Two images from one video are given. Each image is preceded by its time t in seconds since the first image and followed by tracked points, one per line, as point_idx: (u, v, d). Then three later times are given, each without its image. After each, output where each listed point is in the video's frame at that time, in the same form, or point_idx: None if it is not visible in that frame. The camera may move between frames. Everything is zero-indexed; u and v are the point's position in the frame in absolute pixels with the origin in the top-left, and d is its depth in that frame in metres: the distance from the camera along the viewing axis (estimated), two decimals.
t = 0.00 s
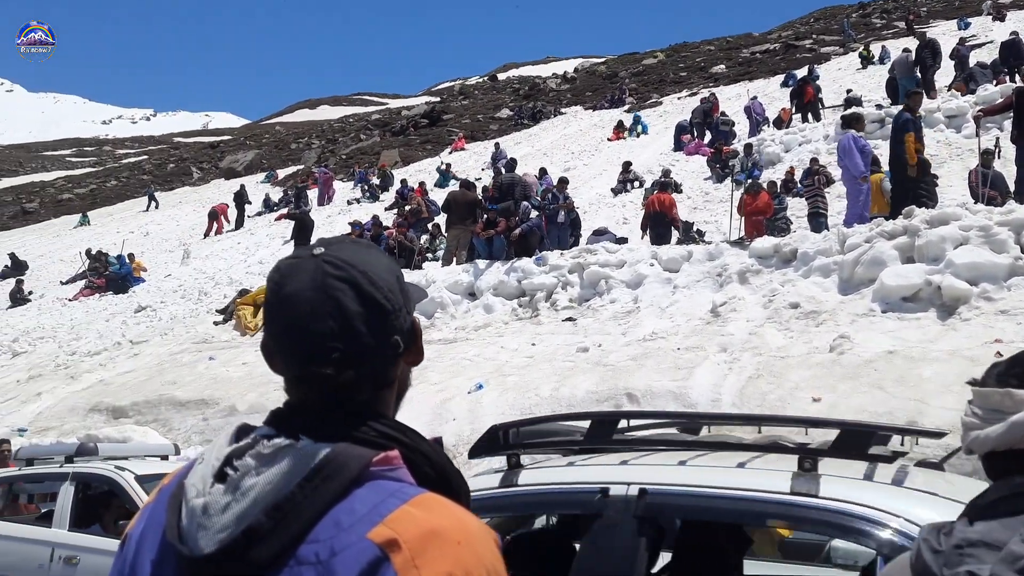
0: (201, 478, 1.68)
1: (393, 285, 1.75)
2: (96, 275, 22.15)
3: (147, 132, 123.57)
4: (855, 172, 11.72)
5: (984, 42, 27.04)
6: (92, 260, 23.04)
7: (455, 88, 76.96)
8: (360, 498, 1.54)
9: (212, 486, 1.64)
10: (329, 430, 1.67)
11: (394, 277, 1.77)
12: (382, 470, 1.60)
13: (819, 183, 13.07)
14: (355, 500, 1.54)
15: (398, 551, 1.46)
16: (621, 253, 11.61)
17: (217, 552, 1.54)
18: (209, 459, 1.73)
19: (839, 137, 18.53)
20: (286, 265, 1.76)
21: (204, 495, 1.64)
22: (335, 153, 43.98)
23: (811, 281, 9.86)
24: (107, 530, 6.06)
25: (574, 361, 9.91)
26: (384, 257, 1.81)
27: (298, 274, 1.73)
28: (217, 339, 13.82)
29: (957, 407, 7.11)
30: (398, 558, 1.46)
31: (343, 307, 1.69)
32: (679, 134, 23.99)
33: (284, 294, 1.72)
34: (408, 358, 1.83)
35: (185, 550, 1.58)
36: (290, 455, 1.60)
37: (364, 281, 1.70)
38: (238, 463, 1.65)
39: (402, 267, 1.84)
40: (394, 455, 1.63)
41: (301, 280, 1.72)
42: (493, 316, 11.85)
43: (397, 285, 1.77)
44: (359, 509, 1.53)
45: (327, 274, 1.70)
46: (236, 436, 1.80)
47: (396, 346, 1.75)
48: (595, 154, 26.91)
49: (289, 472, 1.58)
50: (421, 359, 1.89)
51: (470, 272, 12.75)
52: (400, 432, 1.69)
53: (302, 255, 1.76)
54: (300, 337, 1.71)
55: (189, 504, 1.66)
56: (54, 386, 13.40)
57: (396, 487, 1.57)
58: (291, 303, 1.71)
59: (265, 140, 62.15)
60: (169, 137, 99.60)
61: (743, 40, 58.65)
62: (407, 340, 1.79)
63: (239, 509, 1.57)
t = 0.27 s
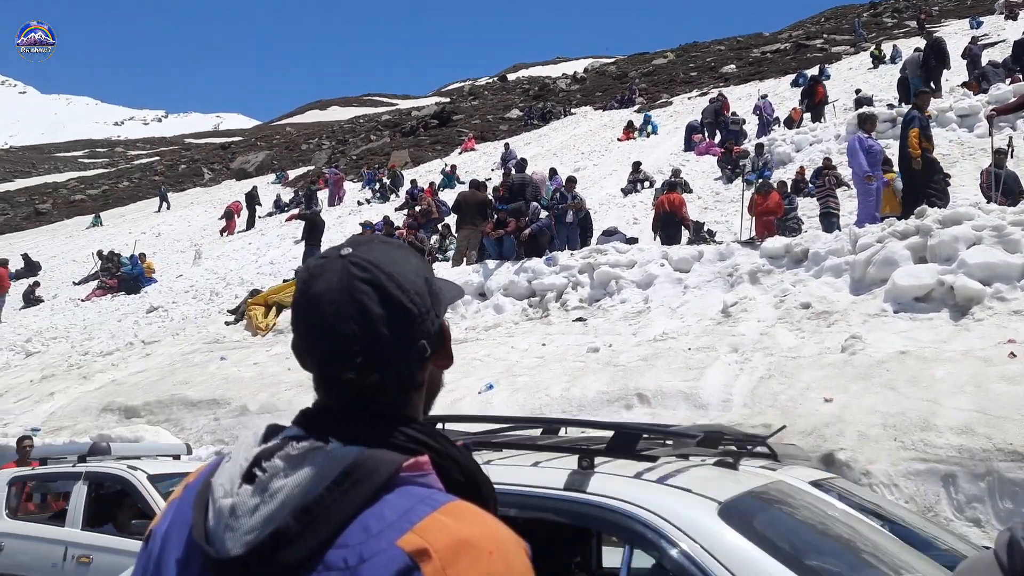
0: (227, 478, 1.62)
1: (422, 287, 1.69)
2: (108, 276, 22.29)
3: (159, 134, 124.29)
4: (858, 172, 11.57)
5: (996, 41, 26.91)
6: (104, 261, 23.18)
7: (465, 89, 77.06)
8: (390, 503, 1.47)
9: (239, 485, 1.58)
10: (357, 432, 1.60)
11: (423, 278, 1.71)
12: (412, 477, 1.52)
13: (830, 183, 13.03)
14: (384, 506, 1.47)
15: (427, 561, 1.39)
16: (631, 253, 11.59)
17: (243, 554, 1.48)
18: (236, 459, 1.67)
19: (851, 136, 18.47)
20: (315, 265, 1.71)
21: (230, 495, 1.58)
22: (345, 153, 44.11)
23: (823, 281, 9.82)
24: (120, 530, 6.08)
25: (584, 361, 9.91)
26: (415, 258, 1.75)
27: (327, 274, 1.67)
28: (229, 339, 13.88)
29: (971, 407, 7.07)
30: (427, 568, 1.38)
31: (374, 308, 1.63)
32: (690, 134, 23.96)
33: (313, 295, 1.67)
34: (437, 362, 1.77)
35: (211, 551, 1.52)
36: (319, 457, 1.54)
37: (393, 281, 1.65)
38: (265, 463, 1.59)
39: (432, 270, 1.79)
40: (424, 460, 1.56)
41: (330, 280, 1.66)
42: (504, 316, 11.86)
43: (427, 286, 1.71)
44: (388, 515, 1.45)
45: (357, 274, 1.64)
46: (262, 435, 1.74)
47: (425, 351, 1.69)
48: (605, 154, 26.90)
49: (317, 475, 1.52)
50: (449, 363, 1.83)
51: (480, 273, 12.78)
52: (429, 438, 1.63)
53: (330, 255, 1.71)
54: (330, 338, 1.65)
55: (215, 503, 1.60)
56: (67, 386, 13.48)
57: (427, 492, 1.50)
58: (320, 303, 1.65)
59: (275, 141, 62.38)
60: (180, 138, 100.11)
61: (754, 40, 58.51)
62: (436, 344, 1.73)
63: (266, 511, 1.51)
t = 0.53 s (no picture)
0: (251, 479, 1.61)
1: (451, 290, 1.66)
2: (120, 277, 22.39)
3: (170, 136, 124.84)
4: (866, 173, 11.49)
5: (1009, 42, 26.76)
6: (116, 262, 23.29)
7: (475, 91, 77.13)
8: (410, 510, 1.45)
9: (260, 486, 1.57)
10: (379, 437, 1.58)
11: (453, 282, 1.68)
12: (433, 483, 1.50)
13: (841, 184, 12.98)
14: (404, 513, 1.45)
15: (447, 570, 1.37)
16: (641, 255, 11.57)
17: (263, 555, 1.47)
18: (260, 458, 1.67)
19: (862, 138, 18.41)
20: (345, 267, 1.69)
21: (253, 494, 1.57)
22: (356, 155, 44.20)
23: (834, 283, 9.77)
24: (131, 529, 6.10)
25: (594, 363, 9.90)
26: (445, 260, 1.72)
27: (357, 276, 1.65)
28: (239, 340, 13.93)
29: (984, 409, 7.03)
30: None
31: (401, 312, 1.61)
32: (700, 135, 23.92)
33: (342, 297, 1.65)
34: (465, 368, 1.74)
35: (230, 552, 1.51)
36: (340, 459, 1.52)
37: (422, 286, 1.62)
38: (287, 464, 1.57)
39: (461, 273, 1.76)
40: (447, 466, 1.54)
41: (359, 282, 1.64)
42: (513, 318, 11.85)
43: (456, 292, 1.68)
44: (408, 521, 1.43)
45: (385, 278, 1.62)
46: (289, 434, 1.73)
47: (452, 355, 1.66)
48: (615, 156, 26.88)
49: (337, 480, 1.50)
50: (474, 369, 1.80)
51: (489, 275, 12.79)
52: (451, 444, 1.60)
53: (361, 257, 1.69)
54: (356, 340, 1.63)
55: (238, 503, 1.59)
56: (79, 387, 13.55)
57: (449, 500, 1.47)
58: (348, 306, 1.64)
59: (285, 143, 62.51)
60: (192, 140, 100.53)
61: (765, 41, 58.32)
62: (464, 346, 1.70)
63: (287, 513, 1.49)
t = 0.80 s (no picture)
0: (263, 478, 1.61)
1: (460, 293, 1.66)
2: (130, 279, 22.48)
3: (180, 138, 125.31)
4: (880, 173, 11.45)
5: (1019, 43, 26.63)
6: (125, 264, 23.38)
7: (483, 93, 77.11)
8: (422, 509, 1.45)
9: (272, 485, 1.57)
10: (390, 438, 1.58)
11: (462, 285, 1.68)
12: (445, 481, 1.50)
13: (850, 186, 12.93)
14: (416, 512, 1.45)
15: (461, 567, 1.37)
16: (650, 257, 11.55)
17: (276, 553, 1.47)
18: (272, 457, 1.67)
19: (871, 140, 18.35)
20: (355, 270, 1.69)
21: (265, 494, 1.56)
22: (364, 157, 44.27)
23: (844, 285, 9.74)
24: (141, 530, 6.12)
25: (602, 365, 9.89)
26: (454, 263, 1.72)
27: (367, 279, 1.65)
28: (248, 342, 13.97)
29: (995, 412, 6.99)
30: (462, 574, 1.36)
31: (411, 315, 1.61)
32: (709, 137, 23.88)
33: (352, 300, 1.65)
34: (474, 371, 1.74)
35: (244, 551, 1.51)
36: (351, 459, 1.52)
37: (432, 289, 1.62)
38: (299, 464, 1.57)
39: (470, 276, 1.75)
40: (458, 466, 1.54)
41: (369, 285, 1.64)
42: (521, 320, 11.85)
43: (466, 294, 1.68)
44: (421, 520, 1.43)
45: (396, 281, 1.62)
46: (298, 433, 1.73)
47: (461, 356, 1.66)
48: (623, 157, 26.86)
49: (349, 479, 1.50)
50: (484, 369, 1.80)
51: (497, 277, 12.79)
52: (461, 444, 1.60)
53: (371, 260, 1.69)
54: (367, 342, 1.63)
55: (250, 502, 1.59)
56: (88, 388, 13.61)
57: (461, 498, 1.48)
58: (358, 309, 1.63)
59: (294, 145, 62.68)
60: (201, 143, 100.89)
61: (773, 42, 58.15)
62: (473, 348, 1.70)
63: (298, 512, 1.49)
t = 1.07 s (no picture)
0: (270, 480, 1.61)
1: (463, 295, 1.67)
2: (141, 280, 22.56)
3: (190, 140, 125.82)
4: (898, 180, 11.60)
5: None
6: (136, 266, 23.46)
7: (492, 95, 77.14)
8: (429, 505, 1.46)
9: (278, 487, 1.57)
10: (396, 437, 1.58)
11: (466, 287, 1.69)
12: (449, 478, 1.51)
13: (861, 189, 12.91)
14: (423, 509, 1.45)
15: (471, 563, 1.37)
16: (659, 259, 11.53)
17: (286, 554, 1.47)
18: (277, 458, 1.66)
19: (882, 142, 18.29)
20: (358, 272, 1.69)
21: (271, 495, 1.56)
22: (373, 159, 44.35)
23: (854, 288, 9.71)
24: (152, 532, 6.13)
25: (611, 367, 9.88)
26: (458, 266, 1.73)
27: (370, 281, 1.66)
28: (258, 343, 14.01)
29: (1007, 416, 6.95)
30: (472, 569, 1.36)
31: (414, 316, 1.61)
32: (719, 139, 23.84)
33: (355, 301, 1.66)
34: (476, 372, 1.74)
35: (255, 552, 1.52)
36: (357, 459, 1.52)
37: (435, 290, 1.63)
38: (304, 466, 1.57)
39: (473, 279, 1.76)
40: (463, 464, 1.53)
41: (371, 287, 1.65)
42: (530, 321, 11.85)
43: (468, 297, 1.69)
44: (430, 515, 1.44)
45: (399, 282, 1.63)
46: (303, 434, 1.73)
47: (465, 358, 1.66)
48: (633, 160, 26.84)
49: (356, 478, 1.50)
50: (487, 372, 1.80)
51: (506, 279, 12.80)
52: (467, 443, 1.60)
53: (374, 262, 1.69)
54: (372, 344, 1.63)
55: (257, 503, 1.59)
56: (100, 389, 13.66)
57: (470, 497, 1.47)
58: (362, 310, 1.64)
59: (304, 147, 62.85)
60: (212, 145, 101.31)
61: (783, 44, 58.01)
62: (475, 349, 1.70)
63: (308, 515, 1.49)
